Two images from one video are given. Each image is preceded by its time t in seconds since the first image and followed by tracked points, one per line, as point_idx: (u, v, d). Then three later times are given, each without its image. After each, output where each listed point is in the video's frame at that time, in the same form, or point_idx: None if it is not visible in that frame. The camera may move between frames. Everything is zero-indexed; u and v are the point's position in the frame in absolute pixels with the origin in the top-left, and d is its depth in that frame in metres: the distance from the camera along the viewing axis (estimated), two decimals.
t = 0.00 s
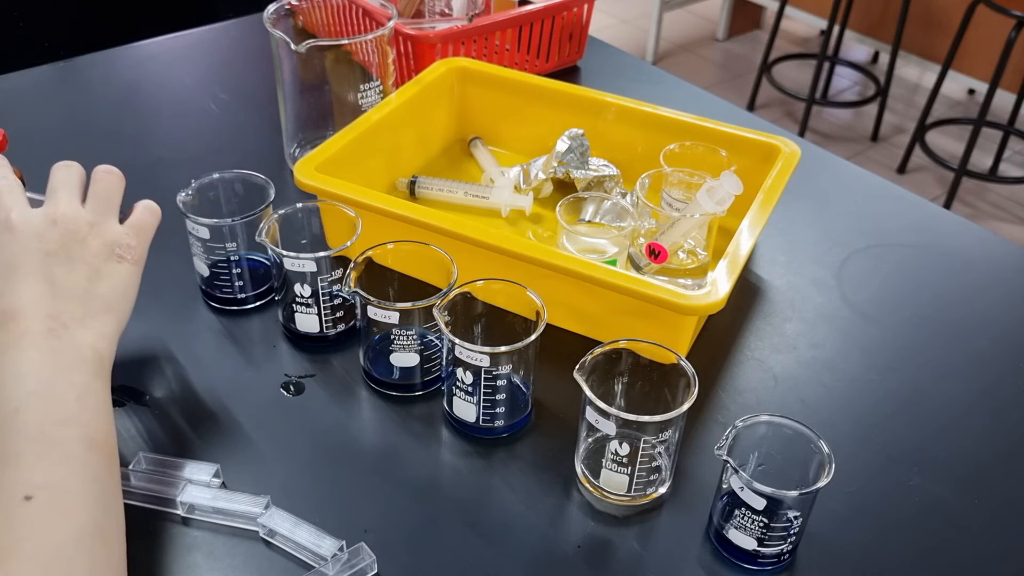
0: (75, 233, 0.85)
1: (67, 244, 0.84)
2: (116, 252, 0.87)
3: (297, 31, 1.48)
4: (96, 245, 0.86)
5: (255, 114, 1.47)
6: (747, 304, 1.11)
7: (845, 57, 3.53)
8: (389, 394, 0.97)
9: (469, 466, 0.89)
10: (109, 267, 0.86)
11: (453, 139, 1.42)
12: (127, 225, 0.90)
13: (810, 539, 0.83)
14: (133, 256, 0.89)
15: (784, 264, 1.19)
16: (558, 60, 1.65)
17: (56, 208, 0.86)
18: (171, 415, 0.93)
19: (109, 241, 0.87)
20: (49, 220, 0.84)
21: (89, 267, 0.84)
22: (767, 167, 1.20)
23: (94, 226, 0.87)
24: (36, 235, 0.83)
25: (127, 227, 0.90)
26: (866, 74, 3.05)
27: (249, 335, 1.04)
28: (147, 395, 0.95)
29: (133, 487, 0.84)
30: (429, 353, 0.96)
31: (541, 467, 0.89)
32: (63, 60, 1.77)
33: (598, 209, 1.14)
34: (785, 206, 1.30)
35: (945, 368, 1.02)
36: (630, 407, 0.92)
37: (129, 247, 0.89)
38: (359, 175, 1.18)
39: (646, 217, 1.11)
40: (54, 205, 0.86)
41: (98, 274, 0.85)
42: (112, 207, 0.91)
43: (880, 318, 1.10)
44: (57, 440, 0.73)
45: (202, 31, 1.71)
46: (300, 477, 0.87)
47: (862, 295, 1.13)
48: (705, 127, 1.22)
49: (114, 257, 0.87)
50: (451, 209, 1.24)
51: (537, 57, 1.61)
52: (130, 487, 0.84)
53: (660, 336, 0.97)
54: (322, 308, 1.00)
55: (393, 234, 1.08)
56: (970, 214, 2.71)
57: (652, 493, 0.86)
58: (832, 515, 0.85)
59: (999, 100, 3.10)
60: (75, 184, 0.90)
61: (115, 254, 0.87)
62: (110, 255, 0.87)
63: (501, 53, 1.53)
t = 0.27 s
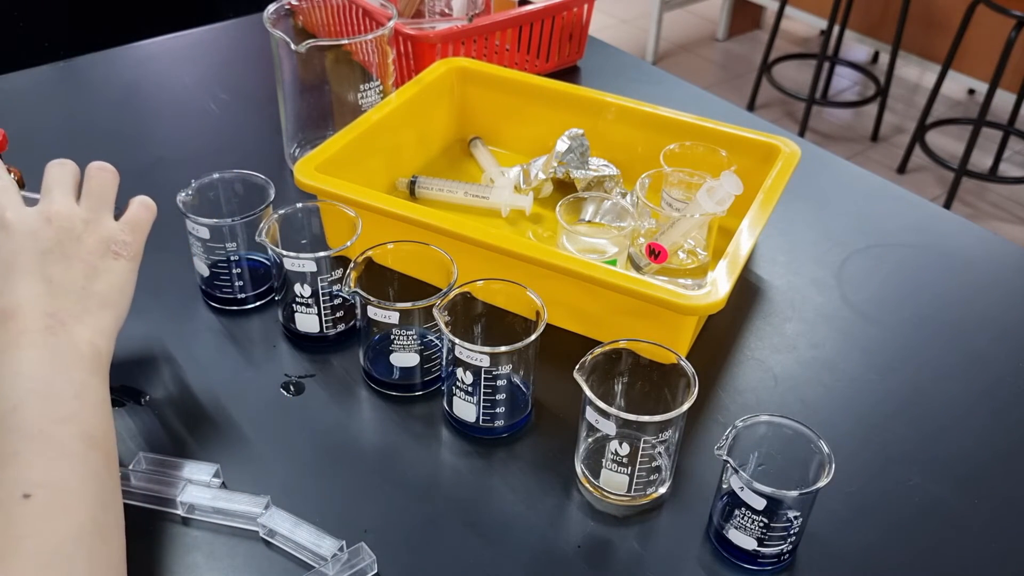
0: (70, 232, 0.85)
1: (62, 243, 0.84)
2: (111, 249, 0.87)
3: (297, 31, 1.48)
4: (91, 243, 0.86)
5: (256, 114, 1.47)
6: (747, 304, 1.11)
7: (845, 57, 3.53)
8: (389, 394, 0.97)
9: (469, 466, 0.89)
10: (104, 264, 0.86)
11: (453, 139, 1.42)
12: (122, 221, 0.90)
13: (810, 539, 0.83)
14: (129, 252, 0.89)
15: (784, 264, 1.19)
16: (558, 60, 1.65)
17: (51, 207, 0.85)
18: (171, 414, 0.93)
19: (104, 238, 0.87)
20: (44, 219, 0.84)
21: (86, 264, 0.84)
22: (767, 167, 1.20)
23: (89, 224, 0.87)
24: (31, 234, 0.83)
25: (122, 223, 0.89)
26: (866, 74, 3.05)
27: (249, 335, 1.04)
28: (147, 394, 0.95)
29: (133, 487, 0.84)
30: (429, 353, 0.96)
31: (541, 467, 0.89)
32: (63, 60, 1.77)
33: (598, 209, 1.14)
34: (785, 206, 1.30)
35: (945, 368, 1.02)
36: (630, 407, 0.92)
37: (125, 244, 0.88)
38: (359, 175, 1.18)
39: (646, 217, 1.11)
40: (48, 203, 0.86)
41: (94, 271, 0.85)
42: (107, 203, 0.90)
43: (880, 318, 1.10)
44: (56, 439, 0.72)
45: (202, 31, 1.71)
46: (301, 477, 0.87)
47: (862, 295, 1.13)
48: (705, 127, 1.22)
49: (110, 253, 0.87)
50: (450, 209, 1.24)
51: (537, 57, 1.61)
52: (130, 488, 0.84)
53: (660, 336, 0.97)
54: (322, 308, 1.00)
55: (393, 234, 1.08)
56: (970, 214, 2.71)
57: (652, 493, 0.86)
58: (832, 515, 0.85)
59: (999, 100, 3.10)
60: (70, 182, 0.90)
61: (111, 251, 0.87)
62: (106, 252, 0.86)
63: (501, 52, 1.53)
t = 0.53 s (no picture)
0: (63, 227, 0.85)
1: (55, 238, 0.84)
2: (105, 243, 0.87)
3: (297, 31, 1.48)
4: (84, 237, 0.86)
5: (255, 114, 1.47)
6: (747, 304, 1.11)
7: (845, 57, 3.53)
8: (389, 394, 0.97)
9: (469, 466, 0.89)
10: (98, 258, 0.86)
11: (453, 139, 1.42)
12: (116, 216, 0.89)
13: (810, 539, 0.83)
14: (124, 247, 0.88)
15: (783, 264, 1.19)
16: (558, 60, 1.65)
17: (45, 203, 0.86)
18: (171, 414, 0.93)
19: (98, 232, 0.87)
20: (38, 215, 0.85)
21: (79, 259, 0.84)
22: (767, 167, 1.20)
23: (83, 219, 0.87)
24: (23, 230, 0.83)
25: (116, 218, 0.89)
26: (866, 74, 3.05)
27: (249, 335, 1.04)
28: (147, 394, 0.95)
29: (133, 487, 0.84)
30: (429, 353, 0.96)
31: (541, 467, 0.89)
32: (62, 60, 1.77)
33: (597, 209, 1.14)
34: (784, 206, 1.30)
35: (945, 368, 1.02)
36: (630, 407, 0.92)
37: (119, 238, 0.88)
38: (360, 175, 1.18)
39: (646, 217, 1.11)
40: (42, 200, 0.86)
41: (88, 266, 0.85)
42: (101, 199, 0.90)
43: (880, 318, 1.10)
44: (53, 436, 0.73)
45: (201, 31, 1.71)
46: (301, 477, 0.87)
47: (862, 295, 1.13)
48: (705, 127, 1.22)
49: (104, 248, 0.87)
50: (450, 209, 1.24)
51: (537, 57, 1.61)
52: (130, 488, 0.84)
53: (660, 336, 0.97)
54: (322, 308, 1.00)
55: (393, 234, 1.08)
56: (970, 214, 2.71)
57: (652, 493, 0.86)
58: (832, 515, 0.85)
59: (999, 100, 3.10)
60: (65, 180, 0.90)
61: (105, 245, 0.87)
62: (99, 246, 0.86)
63: (501, 53, 1.53)
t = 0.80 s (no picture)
0: (53, 224, 0.85)
1: (45, 237, 0.84)
2: (95, 239, 0.87)
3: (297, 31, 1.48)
4: (74, 234, 0.86)
5: (256, 114, 1.47)
6: (747, 304, 1.11)
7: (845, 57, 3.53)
8: (389, 394, 0.97)
9: (469, 466, 0.89)
10: (88, 254, 0.86)
11: (453, 139, 1.42)
12: (106, 211, 0.89)
13: (810, 539, 0.83)
14: (114, 242, 0.88)
15: (783, 264, 1.19)
16: (558, 60, 1.65)
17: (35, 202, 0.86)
18: (171, 414, 0.93)
19: (88, 228, 0.87)
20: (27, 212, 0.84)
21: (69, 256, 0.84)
22: (767, 167, 1.20)
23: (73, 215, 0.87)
24: (12, 228, 0.83)
25: (106, 213, 0.89)
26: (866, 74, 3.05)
27: (249, 335, 1.04)
28: (147, 394, 0.95)
29: (132, 487, 0.84)
30: (429, 353, 0.96)
31: (541, 467, 0.89)
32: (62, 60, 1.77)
33: (597, 209, 1.14)
34: (785, 206, 1.30)
35: (945, 368, 1.02)
36: (630, 407, 0.92)
37: (110, 233, 0.88)
38: (360, 175, 1.18)
39: (646, 217, 1.11)
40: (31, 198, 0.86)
41: (78, 262, 0.85)
42: (91, 195, 0.90)
43: (880, 318, 1.10)
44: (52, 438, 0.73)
45: (201, 31, 1.71)
46: (300, 478, 0.87)
47: (862, 295, 1.13)
48: (706, 127, 1.22)
49: (94, 244, 0.87)
50: (451, 209, 1.24)
51: (537, 57, 1.61)
52: (128, 488, 0.84)
53: (660, 336, 0.97)
54: (322, 308, 1.01)
55: (393, 234, 1.08)
56: (970, 214, 2.71)
57: (652, 493, 0.86)
58: (832, 515, 0.85)
59: (999, 100, 3.10)
60: (55, 176, 0.90)
61: (94, 241, 0.87)
62: (89, 242, 0.86)
63: (501, 53, 1.54)
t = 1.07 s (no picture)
0: (51, 223, 0.85)
1: (43, 236, 0.84)
2: (94, 238, 0.87)
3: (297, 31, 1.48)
4: (72, 232, 0.86)
5: (256, 114, 1.47)
6: (747, 304, 1.11)
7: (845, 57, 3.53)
8: (389, 394, 0.97)
9: (469, 466, 0.89)
10: (86, 253, 0.86)
11: (453, 139, 1.42)
12: (105, 210, 0.89)
13: (810, 539, 0.83)
14: (113, 240, 0.88)
15: (783, 264, 1.19)
16: (558, 60, 1.65)
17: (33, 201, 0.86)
18: (171, 414, 0.93)
19: (86, 227, 0.87)
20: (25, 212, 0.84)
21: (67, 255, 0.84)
22: (767, 167, 1.20)
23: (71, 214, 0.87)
24: (9, 226, 0.83)
25: (105, 212, 0.89)
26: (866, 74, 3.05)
27: (249, 335, 1.04)
28: (147, 395, 0.95)
29: (133, 487, 0.84)
30: (429, 353, 0.96)
31: (541, 467, 0.89)
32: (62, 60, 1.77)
33: (597, 209, 1.14)
34: (785, 206, 1.30)
35: (945, 368, 1.02)
36: (630, 407, 0.92)
37: (107, 232, 0.88)
38: (360, 175, 1.18)
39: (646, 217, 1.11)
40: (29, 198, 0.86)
41: (76, 261, 0.85)
42: (90, 194, 0.90)
43: (880, 318, 1.10)
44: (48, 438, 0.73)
45: (201, 31, 1.71)
46: (300, 478, 0.87)
47: (862, 295, 1.13)
48: (706, 127, 1.22)
49: (92, 242, 0.87)
50: (451, 209, 1.24)
51: (537, 57, 1.61)
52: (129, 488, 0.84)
53: (660, 336, 0.97)
54: (322, 308, 1.01)
55: (393, 234, 1.08)
56: (970, 214, 2.71)
57: (652, 493, 0.86)
58: (832, 515, 0.85)
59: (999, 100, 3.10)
60: (53, 176, 0.90)
61: (93, 239, 0.87)
62: (87, 241, 0.86)
63: (501, 53, 1.54)
